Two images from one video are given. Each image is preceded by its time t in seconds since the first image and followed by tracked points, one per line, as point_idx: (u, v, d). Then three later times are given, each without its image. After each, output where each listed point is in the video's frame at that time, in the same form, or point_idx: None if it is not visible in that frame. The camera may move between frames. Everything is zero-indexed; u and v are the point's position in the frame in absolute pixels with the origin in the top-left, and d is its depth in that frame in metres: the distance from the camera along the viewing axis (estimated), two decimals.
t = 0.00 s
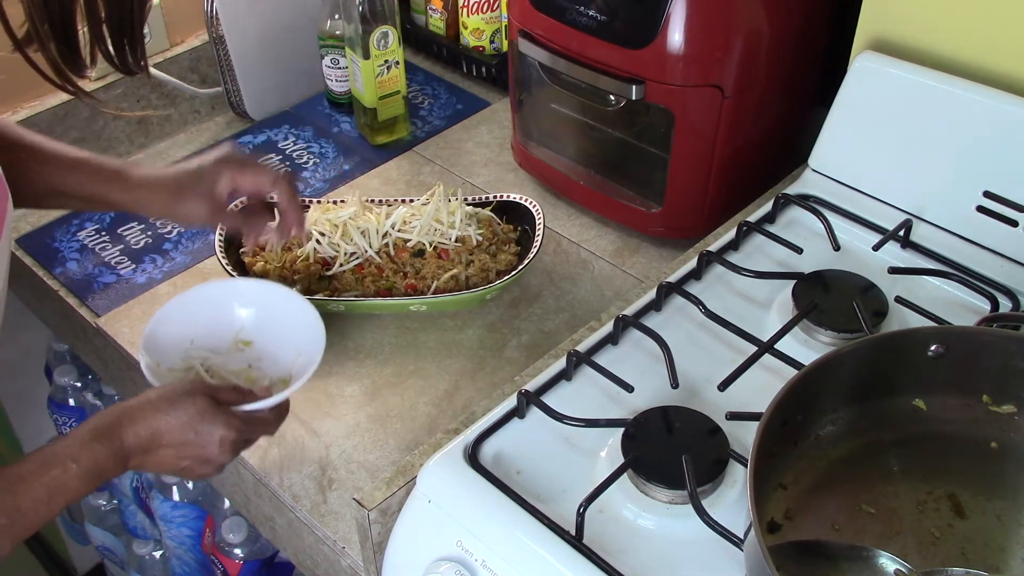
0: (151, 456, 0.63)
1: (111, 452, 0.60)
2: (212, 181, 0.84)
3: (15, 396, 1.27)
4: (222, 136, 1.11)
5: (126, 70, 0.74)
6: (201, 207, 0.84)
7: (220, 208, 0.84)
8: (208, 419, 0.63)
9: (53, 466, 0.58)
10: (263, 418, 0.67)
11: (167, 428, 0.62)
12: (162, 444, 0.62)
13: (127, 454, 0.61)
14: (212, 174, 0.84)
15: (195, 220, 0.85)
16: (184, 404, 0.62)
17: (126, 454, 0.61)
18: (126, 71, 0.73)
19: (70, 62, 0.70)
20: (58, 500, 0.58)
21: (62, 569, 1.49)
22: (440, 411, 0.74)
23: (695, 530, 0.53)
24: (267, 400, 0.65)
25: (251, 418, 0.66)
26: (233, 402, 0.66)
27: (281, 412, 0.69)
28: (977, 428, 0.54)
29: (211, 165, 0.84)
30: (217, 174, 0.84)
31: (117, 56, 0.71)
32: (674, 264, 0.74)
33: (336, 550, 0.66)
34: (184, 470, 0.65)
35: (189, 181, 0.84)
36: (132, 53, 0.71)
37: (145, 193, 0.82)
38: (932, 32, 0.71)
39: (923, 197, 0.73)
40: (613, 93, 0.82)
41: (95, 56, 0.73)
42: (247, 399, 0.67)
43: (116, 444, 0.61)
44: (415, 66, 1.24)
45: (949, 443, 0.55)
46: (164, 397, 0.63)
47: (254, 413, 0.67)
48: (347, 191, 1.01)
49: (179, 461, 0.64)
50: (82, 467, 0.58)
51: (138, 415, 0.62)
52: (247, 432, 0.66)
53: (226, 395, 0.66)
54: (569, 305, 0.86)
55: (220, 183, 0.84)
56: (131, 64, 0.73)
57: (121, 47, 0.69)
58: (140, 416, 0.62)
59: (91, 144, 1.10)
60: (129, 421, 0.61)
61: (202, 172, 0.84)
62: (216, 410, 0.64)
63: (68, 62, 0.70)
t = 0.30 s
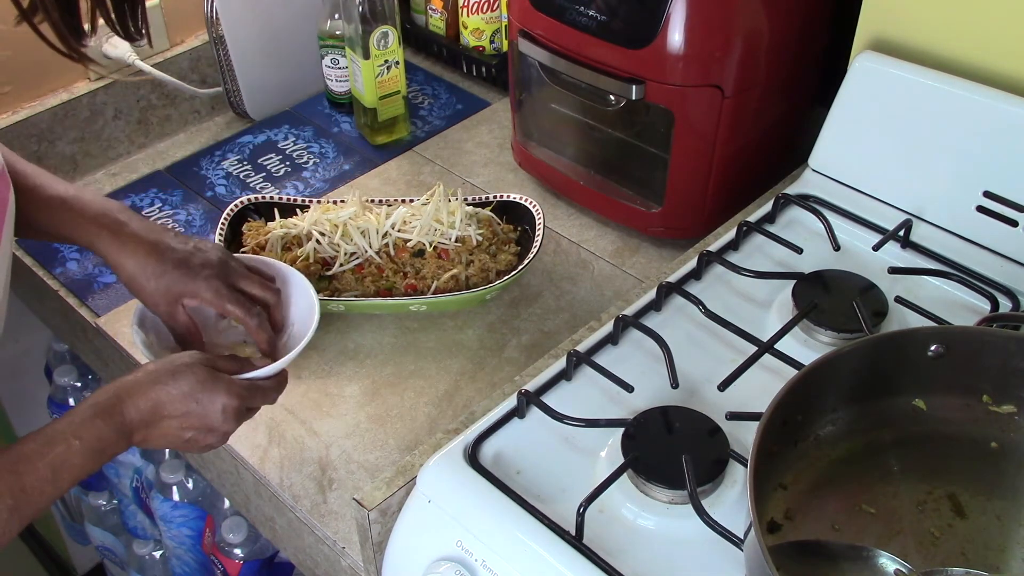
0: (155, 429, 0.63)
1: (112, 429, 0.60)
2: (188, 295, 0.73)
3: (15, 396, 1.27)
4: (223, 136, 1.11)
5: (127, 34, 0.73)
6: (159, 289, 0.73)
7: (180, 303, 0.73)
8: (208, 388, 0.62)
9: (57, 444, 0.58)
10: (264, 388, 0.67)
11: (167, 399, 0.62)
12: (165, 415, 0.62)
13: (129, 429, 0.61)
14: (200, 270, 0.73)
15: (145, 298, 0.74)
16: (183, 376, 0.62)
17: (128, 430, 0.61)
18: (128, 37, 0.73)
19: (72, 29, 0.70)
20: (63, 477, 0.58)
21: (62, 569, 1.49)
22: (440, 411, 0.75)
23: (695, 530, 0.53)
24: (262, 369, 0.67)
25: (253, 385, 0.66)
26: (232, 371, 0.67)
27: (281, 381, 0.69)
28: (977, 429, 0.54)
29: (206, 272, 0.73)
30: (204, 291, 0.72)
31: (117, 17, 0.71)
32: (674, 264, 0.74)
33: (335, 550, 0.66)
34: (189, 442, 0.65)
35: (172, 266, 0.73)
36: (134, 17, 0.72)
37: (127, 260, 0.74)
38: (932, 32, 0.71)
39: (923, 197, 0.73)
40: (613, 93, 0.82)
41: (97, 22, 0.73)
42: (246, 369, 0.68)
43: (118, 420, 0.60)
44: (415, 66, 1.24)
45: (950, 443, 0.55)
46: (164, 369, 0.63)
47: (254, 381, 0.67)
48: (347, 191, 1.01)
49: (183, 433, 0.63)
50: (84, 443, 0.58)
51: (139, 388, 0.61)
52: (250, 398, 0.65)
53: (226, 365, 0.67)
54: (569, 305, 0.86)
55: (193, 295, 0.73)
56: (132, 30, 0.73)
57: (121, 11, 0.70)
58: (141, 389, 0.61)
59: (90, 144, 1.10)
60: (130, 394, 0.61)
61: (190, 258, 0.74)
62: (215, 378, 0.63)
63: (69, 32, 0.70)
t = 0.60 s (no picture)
0: (163, 439, 0.62)
1: (120, 435, 0.59)
2: (161, 288, 0.73)
3: (15, 395, 1.27)
4: (222, 136, 1.11)
5: (140, 25, 0.68)
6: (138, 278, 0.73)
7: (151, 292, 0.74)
8: (219, 401, 0.62)
9: (65, 448, 0.57)
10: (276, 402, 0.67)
11: (179, 410, 0.61)
12: (175, 426, 0.62)
13: (138, 436, 0.61)
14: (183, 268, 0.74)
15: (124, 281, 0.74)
16: (196, 388, 0.62)
17: (137, 436, 0.61)
18: (141, 28, 0.68)
19: (85, 19, 0.65)
20: (70, 482, 0.58)
21: (62, 569, 1.49)
22: (440, 411, 0.75)
23: (695, 530, 0.53)
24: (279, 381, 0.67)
25: (264, 399, 0.66)
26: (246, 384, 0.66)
27: (292, 397, 0.69)
28: (977, 429, 0.54)
29: (187, 273, 0.74)
30: (181, 293, 0.73)
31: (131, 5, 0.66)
32: (674, 264, 0.74)
33: (336, 550, 0.66)
34: (197, 455, 0.64)
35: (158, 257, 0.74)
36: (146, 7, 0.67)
37: (118, 243, 0.73)
38: (932, 32, 0.71)
39: (922, 197, 0.73)
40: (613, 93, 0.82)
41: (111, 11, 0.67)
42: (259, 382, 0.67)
43: (127, 426, 0.60)
44: (415, 66, 1.24)
45: (949, 443, 0.55)
46: (177, 379, 0.62)
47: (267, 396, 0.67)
48: (347, 191, 1.01)
49: (191, 444, 0.63)
50: (93, 450, 0.58)
51: (147, 398, 0.61)
52: (261, 413, 0.65)
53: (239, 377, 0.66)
54: (569, 305, 0.86)
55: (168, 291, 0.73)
56: (145, 20, 0.68)
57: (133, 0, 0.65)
58: (152, 399, 0.61)
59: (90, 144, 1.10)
60: (138, 401, 0.61)
61: (179, 254, 0.75)
62: (227, 394, 0.63)
63: (78, 26, 0.65)
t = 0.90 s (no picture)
0: (171, 433, 0.62)
1: (130, 428, 0.59)
2: (193, 293, 0.73)
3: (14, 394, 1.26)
4: (222, 136, 1.11)
5: (147, 26, 0.69)
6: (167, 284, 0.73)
7: (184, 301, 0.74)
8: (227, 396, 0.62)
9: (74, 442, 0.57)
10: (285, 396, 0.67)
11: (186, 405, 0.61)
12: (182, 420, 0.62)
13: (147, 429, 0.61)
14: (208, 270, 0.74)
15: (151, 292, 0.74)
16: (205, 383, 0.62)
17: (146, 430, 0.60)
18: (148, 29, 0.69)
19: (92, 21, 0.65)
20: (78, 476, 0.57)
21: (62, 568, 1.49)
22: (440, 411, 0.75)
23: (696, 531, 0.53)
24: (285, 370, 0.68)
25: (274, 394, 0.66)
26: (254, 377, 0.67)
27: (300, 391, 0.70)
28: (977, 428, 0.54)
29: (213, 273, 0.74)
30: (208, 293, 0.73)
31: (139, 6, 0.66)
32: (674, 264, 0.74)
33: (336, 550, 0.66)
34: (205, 449, 0.64)
35: (183, 263, 0.74)
36: (152, 6, 0.67)
37: (141, 253, 0.73)
38: (931, 32, 0.71)
39: (922, 197, 0.73)
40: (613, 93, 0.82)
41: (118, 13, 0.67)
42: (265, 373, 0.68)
43: (137, 420, 0.59)
44: (415, 66, 1.24)
45: (949, 443, 0.54)
46: (183, 374, 0.62)
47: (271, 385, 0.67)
48: (347, 191, 1.01)
49: (200, 439, 0.63)
50: (102, 443, 0.57)
51: (158, 393, 0.61)
52: (269, 408, 0.65)
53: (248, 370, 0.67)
54: (569, 305, 0.86)
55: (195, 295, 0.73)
56: (151, 21, 0.68)
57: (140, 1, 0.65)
58: (162, 393, 0.61)
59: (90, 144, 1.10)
60: (148, 396, 0.60)
61: (202, 257, 0.75)
62: (236, 389, 0.63)
63: (84, 28, 0.65)
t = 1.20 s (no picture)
0: (178, 426, 0.62)
1: (137, 422, 0.59)
2: (215, 293, 0.73)
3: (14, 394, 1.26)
4: (222, 136, 1.11)
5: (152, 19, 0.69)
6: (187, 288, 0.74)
7: (204, 304, 0.74)
8: (233, 387, 0.62)
9: (81, 437, 0.57)
10: (292, 388, 0.67)
11: (193, 396, 0.61)
12: (188, 412, 0.62)
13: (154, 423, 0.61)
14: (227, 270, 0.74)
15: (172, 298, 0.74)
16: (210, 374, 0.62)
17: (153, 423, 0.60)
18: (152, 22, 0.69)
19: (98, 14, 0.65)
20: (86, 471, 0.56)
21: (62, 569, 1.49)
22: (440, 411, 0.75)
23: (695, 530, 0.53)
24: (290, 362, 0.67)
25: (278, 384, 0.66)
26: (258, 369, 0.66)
27: (307, 381, 0.69)
28: (978, 428, 0.54)
29: (233, 273, 0.74)
30: (228, 292, 0.73)
31: None
32: (674, 264, 0.74)
33: (335, 550, 0.66)
34: (212, 441, 0.64)
35: (202, 265, 0.74)
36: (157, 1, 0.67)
37: (159, 258, 0.74)
38: (931, 32, 0.71)
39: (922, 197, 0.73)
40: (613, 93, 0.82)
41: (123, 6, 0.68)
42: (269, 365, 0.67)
43: (143, 414, 0.59)
44: (415, 66, 1.24)
45: (949, 443, 0.54)
46: (190, 366, 0.62)
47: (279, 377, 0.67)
48: (347, 191, 1.01)
49: (206, 431, 0.63)
50: (109, 436, 0.57)
51: (164, 385, 0.61)
52: (274, 400, 0.65)
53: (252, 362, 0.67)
54: (568, 305, 0.86)
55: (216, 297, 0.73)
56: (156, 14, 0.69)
57: None
58: (168, 386, 0.61)
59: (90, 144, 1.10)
60: (154, 390, 0.61)
61: (221, 258, 0.75)
62: (241, 380, 0.63)
63: (90, 21, 0.65)
